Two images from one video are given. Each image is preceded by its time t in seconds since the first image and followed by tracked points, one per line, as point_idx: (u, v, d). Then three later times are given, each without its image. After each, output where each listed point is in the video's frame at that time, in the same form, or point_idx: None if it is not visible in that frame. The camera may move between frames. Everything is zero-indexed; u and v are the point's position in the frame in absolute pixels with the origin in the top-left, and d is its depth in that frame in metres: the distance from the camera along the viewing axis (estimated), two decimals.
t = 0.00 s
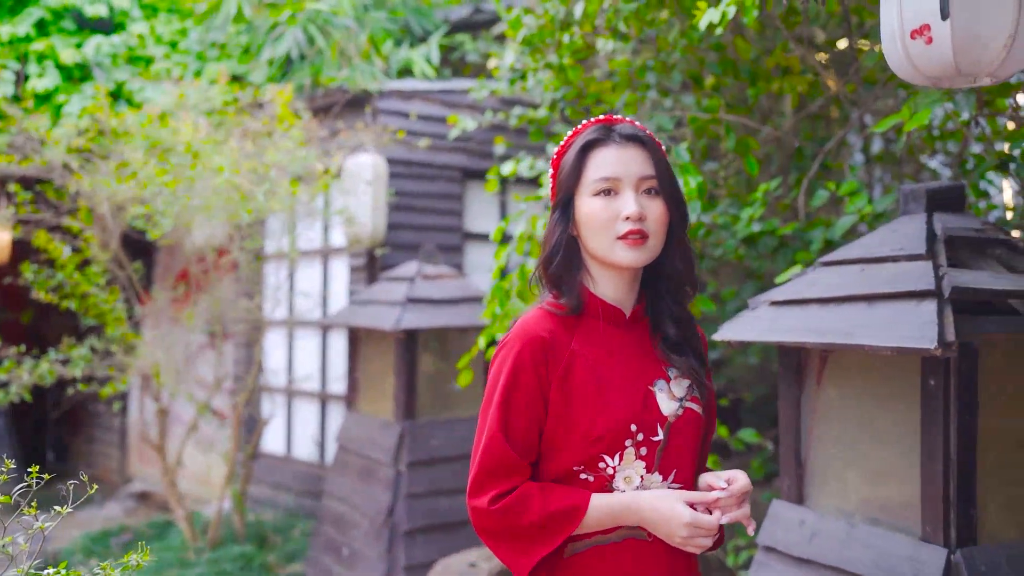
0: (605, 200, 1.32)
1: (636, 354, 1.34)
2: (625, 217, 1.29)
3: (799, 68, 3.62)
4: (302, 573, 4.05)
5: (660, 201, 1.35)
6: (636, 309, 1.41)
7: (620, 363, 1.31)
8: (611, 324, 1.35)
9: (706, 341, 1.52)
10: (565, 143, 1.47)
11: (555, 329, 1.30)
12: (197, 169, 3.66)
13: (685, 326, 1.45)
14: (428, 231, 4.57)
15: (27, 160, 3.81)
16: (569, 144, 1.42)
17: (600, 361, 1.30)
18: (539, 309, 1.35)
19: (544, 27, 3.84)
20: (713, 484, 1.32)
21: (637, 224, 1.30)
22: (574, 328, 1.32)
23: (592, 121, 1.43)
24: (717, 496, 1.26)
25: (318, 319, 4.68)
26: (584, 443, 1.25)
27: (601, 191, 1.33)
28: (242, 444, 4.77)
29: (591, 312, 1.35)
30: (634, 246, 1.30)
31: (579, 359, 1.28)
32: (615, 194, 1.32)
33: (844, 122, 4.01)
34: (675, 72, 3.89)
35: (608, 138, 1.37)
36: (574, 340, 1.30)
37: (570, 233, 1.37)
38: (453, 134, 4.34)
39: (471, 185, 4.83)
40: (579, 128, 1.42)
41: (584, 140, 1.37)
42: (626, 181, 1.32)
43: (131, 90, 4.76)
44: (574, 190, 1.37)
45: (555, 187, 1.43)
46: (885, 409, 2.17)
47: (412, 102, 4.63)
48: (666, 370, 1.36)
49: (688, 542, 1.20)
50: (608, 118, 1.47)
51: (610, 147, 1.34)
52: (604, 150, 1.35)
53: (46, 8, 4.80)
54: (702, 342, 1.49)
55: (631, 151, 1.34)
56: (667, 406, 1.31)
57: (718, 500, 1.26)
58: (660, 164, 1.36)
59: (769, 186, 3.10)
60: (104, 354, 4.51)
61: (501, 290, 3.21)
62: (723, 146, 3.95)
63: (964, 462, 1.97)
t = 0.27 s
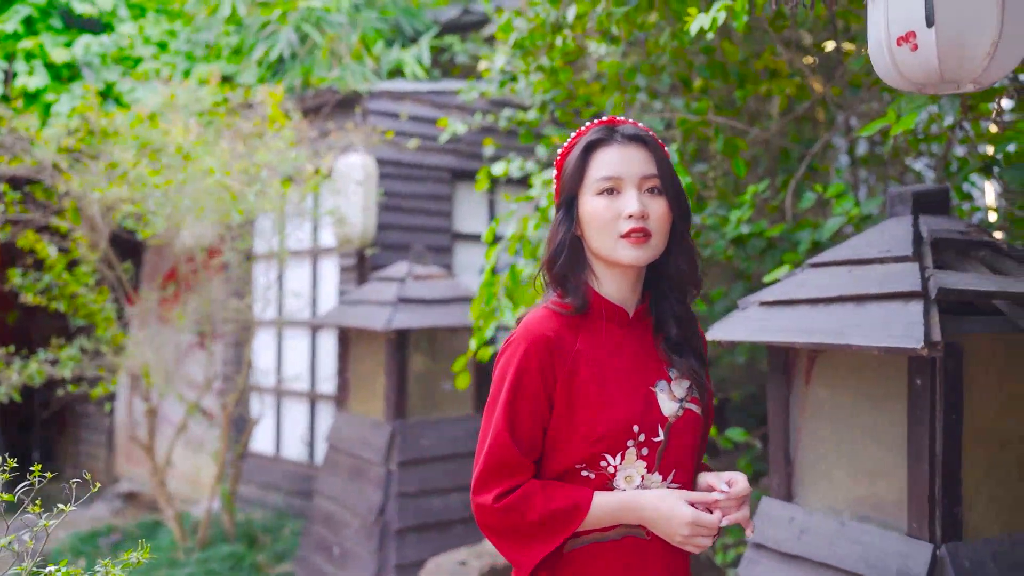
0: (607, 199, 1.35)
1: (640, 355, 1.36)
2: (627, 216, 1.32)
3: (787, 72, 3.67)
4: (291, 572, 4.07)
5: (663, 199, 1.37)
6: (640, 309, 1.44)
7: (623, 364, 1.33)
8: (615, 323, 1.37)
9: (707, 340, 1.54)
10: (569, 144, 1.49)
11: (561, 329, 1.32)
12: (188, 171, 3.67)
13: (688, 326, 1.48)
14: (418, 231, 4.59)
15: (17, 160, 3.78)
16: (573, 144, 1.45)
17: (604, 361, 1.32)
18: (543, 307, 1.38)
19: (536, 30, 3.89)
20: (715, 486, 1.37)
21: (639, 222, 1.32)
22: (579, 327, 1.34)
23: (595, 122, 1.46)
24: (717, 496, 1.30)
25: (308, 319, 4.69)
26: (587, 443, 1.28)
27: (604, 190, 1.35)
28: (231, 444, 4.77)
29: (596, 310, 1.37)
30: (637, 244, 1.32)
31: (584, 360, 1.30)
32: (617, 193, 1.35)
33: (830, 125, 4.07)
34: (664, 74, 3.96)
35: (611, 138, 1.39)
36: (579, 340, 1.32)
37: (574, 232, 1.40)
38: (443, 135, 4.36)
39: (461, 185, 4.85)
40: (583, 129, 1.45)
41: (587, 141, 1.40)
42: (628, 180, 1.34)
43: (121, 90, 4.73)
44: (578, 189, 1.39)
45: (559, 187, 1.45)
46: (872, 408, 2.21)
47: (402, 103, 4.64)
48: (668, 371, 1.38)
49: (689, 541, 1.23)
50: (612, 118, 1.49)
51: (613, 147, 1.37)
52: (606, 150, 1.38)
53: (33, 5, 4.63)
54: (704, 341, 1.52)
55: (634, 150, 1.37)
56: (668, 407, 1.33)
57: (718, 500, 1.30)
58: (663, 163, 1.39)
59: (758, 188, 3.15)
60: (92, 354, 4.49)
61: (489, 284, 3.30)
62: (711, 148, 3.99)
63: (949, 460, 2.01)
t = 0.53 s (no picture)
0: (611, 202, 1.38)
1: (641, 359, 1.40)
2: (631, 218, 1.35)
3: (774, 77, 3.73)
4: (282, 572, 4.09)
5: (665, 202, 1.40)
6: (641, 311, 1.48)
7: (625, 367, 1.37)
8: (617, 327, 1.41)
9: (707, 343, 1.58)
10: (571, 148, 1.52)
11: (564, 331, 1.35)
12: (181, 172, 3.71)
13: (688, 330, 1.51)
14: (409, 232, 4.61)
15: (7, 161, 3.76)
16: (575, 148, 1.48)
17: (606, 365, 1.35)
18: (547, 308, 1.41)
19: (528, 35, 3.93)
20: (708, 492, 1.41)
21: (643, 224, 1.35)
22: (582, 330, 1.37)
23: (597, 126, 1.49)
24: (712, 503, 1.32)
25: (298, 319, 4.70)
26: (588, 444, 1.32)
27: (607, 193, 1.38)
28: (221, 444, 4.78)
29: (598, 313, 1.40)
30: (640, 246, 1.36)
31: (586, 364, 1.34)
32: (621, 196, 1.38)
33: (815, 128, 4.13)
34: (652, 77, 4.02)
35: (614, 142, 1.43)
36: (581, 343, 1.35)
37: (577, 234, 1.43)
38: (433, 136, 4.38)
39: (450, 187, 4.87)
40: (585, 133, 1.48)
41: (591, 145, 1.43)
42: (631, 183, 1.38)
43: (112, 91, 4.72)
44: (581, 192, 1.42)
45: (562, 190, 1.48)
46: (858, 407, 2.26)
47: (392, 104, 4.67)
48: (668, 374, 1.42)
49: (684, 544, 1.26)
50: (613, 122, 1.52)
51: (615, 150, 1.40)
52: (609, 153, 1.41)
53: (23, 3, 4.61)
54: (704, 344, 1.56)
55: (636, 154, 1.40)
56: (667, 410, 1.37)
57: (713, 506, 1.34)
58: (665, 166, 1.42)
59: (745, 191, 3.19)
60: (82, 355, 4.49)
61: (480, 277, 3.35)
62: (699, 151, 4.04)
63: (932, 458, 2.07)
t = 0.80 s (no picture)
0: (612, 205, 1.40)
1: (642, 361, 1.43)
2: (632, 221, 1.37)
3: (762, 81, 3.78)
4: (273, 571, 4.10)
5: (666, 205, 1.43)
6: (642, 314, 1.50)
7: (627, 370, 1.40)
8: (618, 329, 1.44)
9: (707, 345, 1.61)
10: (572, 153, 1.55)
11: (567, 335, 1.38)
12: (173, 173, 3.72)
13: (689, 332, 1.54)
14: (400, 233, 4.63)
15: None
16: (577, 152, 1.50)
17: (609, 368, 1.38)
18: (549, 311, 1.43)
19: (519, 39, 3.94)
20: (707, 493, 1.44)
21: (644, 227, 1.37)
22: (584, 333, 1.40)
23: (599, 130, 1.51)
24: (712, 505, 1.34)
25: (288, 320, 4.70)
26: (590, 446, 1.35)
27: (609, 196, 1.40)
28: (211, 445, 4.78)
29: (601, 316, 1.43)
30: (641, 249, 1.38)
31: (589, 367, 1.37)
32: (622, 199, 1.40)
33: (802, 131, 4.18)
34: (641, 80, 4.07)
35: (616, 146, 1.45)
36: (584, 346, 1.38)
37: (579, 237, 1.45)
38: (424, 138, 4.40)
39: (440, 188, 4.89)
40: (586, 137, 1.51)
41: (592, 149, 1.45)
42: (632, 187, 1.40)
43: (102, 91, 4.70)
44: (583, 196, 1.44)
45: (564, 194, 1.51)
46: (845, 407, 2.30)
47: (381, 106, 4.71)
48: (670, 376, 1.45)
49: (685, 544, 1.28)
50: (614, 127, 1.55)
51: (617, 154, 1.42)
52: (611, 157, 1.43)
53: (13, 3, 4.58)
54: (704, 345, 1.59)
55: (637, 157, 1.43)
56: (670, 411, 1.40)
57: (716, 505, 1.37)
58: (666, 169, 1.45)
59: (734, 194, 3.24)
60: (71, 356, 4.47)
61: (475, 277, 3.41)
62: (688, 153, 4.09)
63: (919, 456, 2.11)
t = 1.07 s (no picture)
0: (613, 208, 1.43)
1: (646, 364, 1.46)
2: (633, 224, 1.40)
3: (749, 84, 3.83)
4: (263, 571, 4.11)
5: (666, 207, 1.46)
6: (643, 316, 1.53)
7: (631, 374, 1.43)
8: (621, 333, 1.47)
9: (707, 346, 1.64)
10: (574, 157, 1.58)
11: (571, 339, 1.41)
12: (165, 175, 3.71)
13: (689, 333, 1.58)
14: (390, 234, 4.65)
15: None
16: (578, 156, 1.53)
17: (613, 371, 1.41)
18: (552, 315, 1.46)
19: (509, 42, 3.98)
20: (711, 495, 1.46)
21: (645, 230, 1.40)
22: (588, 337, 1.43)
23: (600, 134, 1.54)
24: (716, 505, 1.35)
25: (278, 321, 4.71)
26: (597, 448, 1.38)
27: (610, 200, 1.43)
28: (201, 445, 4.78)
29: (603, 319, 1.47)
30: (642, 252, 1.41)
31: (594, 371, 1.40)
32: (623, 202, 1.43)
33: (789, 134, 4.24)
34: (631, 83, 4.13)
35: (616, 150, 1.48)
36: (588, 350, 1.41)
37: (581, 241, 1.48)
38: (414, 140, 4.42)
39: (430, 189, 4.90)
40: (587, 141, 1.54)
41: (593, 153, 1.48)
42: (633, 190, 1.43)
43: (91, 91, 4.70)
44: (584, 199, 1.47)
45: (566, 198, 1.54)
46: (833, 407, 2.35)
47: (373, 108, 4.72)
48: (672, 377, 1.48)
49: (692, 545, 1.30)
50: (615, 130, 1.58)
51: (618, 158, 1.45)
52: (611, 161, 1.46)
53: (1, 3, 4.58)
54: (704, 344, 1.62)
55: (637, 161, 1.46)
56: (673, 412, 1.43)
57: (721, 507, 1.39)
58: (665, 172, 1.47)
59: (723, 196, 3.28)
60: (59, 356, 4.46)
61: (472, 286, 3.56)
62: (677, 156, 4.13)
63: (905, 454, 2.16)
